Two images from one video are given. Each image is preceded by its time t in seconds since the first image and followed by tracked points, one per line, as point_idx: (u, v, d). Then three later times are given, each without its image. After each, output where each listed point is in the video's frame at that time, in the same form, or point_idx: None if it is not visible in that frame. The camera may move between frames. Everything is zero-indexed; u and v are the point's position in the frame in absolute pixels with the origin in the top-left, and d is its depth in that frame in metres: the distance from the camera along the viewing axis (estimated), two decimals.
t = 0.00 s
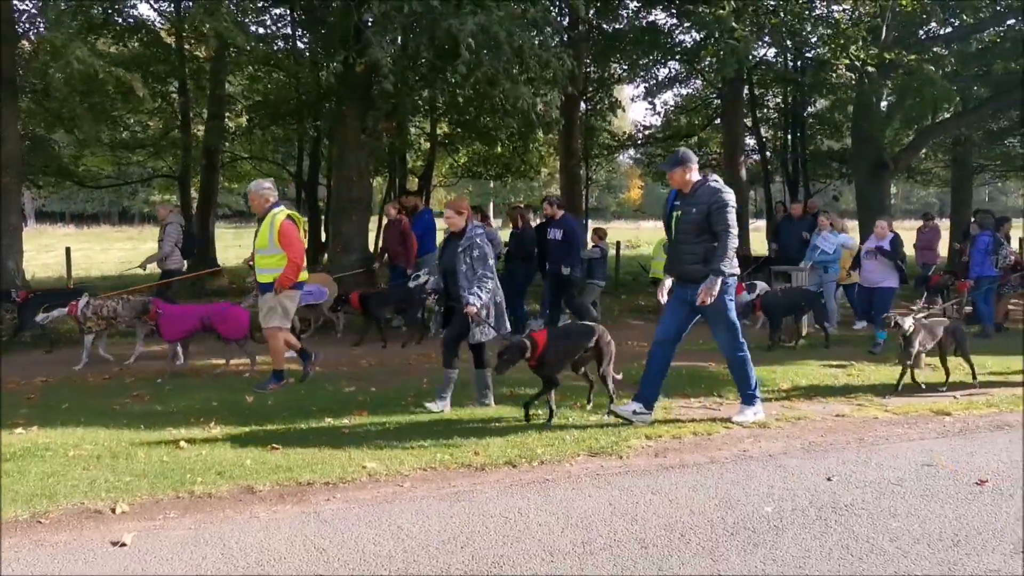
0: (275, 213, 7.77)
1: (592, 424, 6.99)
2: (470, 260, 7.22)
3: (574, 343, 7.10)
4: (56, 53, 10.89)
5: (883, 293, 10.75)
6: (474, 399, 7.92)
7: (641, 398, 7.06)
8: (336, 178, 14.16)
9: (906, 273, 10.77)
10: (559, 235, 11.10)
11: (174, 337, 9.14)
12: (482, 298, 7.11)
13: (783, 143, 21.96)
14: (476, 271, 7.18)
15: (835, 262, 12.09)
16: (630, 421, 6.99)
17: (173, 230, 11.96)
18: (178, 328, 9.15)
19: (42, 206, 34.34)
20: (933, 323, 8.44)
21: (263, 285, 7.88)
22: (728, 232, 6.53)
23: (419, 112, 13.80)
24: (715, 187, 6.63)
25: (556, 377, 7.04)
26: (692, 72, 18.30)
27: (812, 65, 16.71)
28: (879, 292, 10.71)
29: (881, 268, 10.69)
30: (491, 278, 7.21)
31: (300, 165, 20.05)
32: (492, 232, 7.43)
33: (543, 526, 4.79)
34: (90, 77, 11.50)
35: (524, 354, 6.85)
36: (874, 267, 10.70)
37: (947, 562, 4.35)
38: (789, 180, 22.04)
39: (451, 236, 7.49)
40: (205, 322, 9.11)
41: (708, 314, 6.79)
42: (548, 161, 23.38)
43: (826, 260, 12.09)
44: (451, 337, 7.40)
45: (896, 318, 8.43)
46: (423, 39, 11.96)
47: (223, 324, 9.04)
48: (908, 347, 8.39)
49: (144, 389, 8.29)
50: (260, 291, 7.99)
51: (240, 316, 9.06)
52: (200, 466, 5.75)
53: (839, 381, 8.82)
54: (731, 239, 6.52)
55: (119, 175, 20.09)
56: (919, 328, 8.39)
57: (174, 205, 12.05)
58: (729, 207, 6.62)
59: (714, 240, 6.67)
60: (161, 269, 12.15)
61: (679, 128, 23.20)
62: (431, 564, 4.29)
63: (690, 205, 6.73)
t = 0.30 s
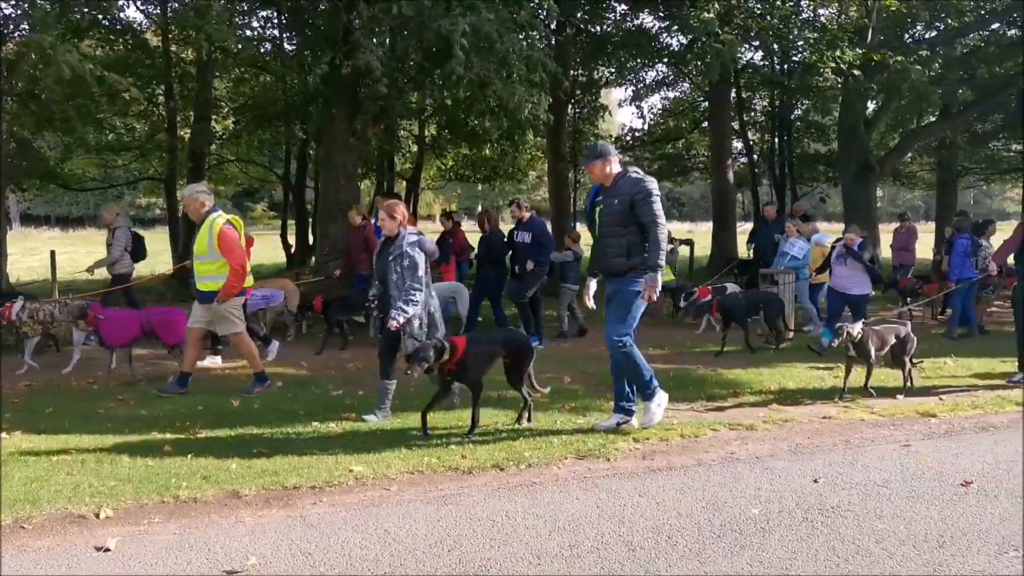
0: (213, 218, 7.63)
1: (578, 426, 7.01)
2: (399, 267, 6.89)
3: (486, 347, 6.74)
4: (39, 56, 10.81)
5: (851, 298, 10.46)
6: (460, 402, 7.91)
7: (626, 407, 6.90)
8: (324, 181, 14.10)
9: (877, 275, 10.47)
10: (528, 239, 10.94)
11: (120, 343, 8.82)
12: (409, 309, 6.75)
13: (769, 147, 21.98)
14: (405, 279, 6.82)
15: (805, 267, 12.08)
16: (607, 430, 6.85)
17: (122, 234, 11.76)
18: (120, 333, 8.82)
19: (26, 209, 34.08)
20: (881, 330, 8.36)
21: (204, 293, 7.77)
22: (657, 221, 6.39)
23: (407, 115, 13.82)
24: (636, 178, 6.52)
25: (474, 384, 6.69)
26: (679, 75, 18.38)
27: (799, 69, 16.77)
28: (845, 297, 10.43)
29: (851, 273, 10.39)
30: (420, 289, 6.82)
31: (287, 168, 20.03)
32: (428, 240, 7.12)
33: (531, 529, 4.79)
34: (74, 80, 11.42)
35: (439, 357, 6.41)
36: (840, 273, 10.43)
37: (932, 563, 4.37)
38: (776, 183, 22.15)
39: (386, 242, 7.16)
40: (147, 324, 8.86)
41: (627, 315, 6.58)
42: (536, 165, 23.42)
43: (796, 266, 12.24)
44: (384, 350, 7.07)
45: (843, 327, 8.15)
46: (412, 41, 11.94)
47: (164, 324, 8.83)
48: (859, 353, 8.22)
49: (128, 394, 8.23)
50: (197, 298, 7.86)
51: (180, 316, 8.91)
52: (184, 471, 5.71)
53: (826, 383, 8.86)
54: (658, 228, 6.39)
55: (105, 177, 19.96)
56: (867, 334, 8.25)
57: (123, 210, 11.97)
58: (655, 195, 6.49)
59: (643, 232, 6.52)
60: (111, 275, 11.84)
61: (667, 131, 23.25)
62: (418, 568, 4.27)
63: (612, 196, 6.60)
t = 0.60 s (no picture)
0: (147, 212, 7.41)
1: (567, 429, 7.03)
2: (337, 262, 6.55)
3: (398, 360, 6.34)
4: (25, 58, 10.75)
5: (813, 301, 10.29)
6: (449, 405, 7.92)
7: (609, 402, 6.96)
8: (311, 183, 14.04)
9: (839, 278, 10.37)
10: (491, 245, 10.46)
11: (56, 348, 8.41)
12: (339, 304, 6.36)
13: (755, 150, 21.99)
14: (342, 276, 6.46)
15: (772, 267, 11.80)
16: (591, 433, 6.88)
17: (67, 235, 11.61)
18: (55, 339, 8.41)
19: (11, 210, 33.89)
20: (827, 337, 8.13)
21: (136, 290, 7.50)
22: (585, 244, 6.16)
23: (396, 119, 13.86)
24: (568, 194, 6.20)
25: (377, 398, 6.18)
26: (666, 79, 18.46)
27: (785, 72, 16.84)
28: (808, 301, 10.26)
29: (813, 277, 10.24)
30: (357, 286, 6.48)
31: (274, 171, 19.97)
32: (369, 234, 6.76)
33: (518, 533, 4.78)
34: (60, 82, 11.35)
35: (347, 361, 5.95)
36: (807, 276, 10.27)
37: (917, 565, 4.39)
38: (763, 186, 22.25)
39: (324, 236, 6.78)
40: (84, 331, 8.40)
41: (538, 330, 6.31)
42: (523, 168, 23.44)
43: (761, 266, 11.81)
44: (316, 351, 6.75)
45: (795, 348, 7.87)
46: (401, 44, 11.92)
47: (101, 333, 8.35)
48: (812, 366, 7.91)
49: (112, 398, 8.17)
50: (129, 295, 7.61)
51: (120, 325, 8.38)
52: (170, 476, 5.68)
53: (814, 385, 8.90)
54: (586, 250, 6.16)
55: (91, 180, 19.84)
56: (817, 344, 7.96)
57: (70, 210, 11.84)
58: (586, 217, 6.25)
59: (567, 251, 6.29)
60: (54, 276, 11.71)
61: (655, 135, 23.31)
62: (405, 572, 4.26)
63: (541, 210, 6.29)
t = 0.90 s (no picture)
0: (67, 222, 7.15)
1: (551, 432, 7.01)
2: (259, 268, 6.23)
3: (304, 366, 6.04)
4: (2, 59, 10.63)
5: (771, 310, 9.95)
6: (431, 408, 7.88)
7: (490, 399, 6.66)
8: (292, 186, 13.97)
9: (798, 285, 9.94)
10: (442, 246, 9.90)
11: None
12: (261, 312, 6.07)
13: (737, 153, 22.11)
14: (263, 283, 6.18)
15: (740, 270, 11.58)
16: (467, 434, 6.74)
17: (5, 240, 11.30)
18: None
19: None
20: (782, 342, 7.96)
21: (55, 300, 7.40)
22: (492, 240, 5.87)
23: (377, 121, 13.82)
24: (486, 188, 5.91)
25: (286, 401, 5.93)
26: (648, 82, 18.53)
27: (766, 75, 16.95)
28: (766, 310, 9.93)
29: (772, 285, 9.87)
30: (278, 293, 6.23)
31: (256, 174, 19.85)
32: (293, 239, 6.49)
33: (500, 536, 4.77)
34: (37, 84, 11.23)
35: (246, 367, 5.66)
36: (764, 285, 9.91)
37: (895, 565, 4.42)
38: (744, 189, 22.37)
39: (241, 240, 6.46)
40: (21, 339, 8.11)
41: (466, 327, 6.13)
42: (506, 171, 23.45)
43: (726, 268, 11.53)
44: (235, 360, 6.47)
45: (744, 346, 7.63)
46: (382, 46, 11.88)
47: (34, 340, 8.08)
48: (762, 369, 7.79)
49: (90, 403, 8.07)
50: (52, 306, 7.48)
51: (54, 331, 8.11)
52: (147, 481, 5.62)
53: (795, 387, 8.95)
54: (492, 248, 5.87)
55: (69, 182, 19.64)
56: (769, 348, 7.81)
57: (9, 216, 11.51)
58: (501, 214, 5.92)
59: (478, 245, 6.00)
60: None
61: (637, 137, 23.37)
62: None
63: (459, 201, 6.04)
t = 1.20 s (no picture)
0: None
1: (523, 434, 7.01)
2: (164, 273, 6.09)
3: (200, 377, 5.77)
4: None
5: (712, 312, 9.53)
6: (402, 411, 7.85)
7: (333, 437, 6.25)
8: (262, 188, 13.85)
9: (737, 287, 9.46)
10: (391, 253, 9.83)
11: None
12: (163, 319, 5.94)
13: (708, 156, 22.19)
14: (170, 288, 6.02)
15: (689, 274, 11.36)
16: (298, 456, 6.22)
17: None
18: None
19: None
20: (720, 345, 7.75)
21: None
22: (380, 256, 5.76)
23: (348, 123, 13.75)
24: (381, 199, 5.81)
25: (173, 425, 5.62)
26: (620, 84, 18.61)
27: (736, 78, 17.09)
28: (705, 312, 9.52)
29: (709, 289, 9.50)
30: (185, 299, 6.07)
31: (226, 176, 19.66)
32: (205, 243, 6.33)
33: (471, 539, 4.76)
34: None
35: (135, 383, 5.44)
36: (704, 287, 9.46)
37: (862, 563, 4.47)
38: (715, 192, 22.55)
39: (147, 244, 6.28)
40: None
41: (383, 338, 6.02)
42: (479, 173, 23.44)
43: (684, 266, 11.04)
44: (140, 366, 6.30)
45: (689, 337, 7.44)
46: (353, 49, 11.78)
47: None
48: (698, 371, 7.57)
49: (54, 409, 7.94)
50: None
51: None
52: (114, 487, 5.54)
53: (764, 387, 9.03)
54: (383, 260, 5.76)
55: (34, 184, 19.32)
56: (708, 349, 7.59)
57: None
58: (394, 227, 5.80)
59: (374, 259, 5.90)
60: None
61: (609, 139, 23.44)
62: None
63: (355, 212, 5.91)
